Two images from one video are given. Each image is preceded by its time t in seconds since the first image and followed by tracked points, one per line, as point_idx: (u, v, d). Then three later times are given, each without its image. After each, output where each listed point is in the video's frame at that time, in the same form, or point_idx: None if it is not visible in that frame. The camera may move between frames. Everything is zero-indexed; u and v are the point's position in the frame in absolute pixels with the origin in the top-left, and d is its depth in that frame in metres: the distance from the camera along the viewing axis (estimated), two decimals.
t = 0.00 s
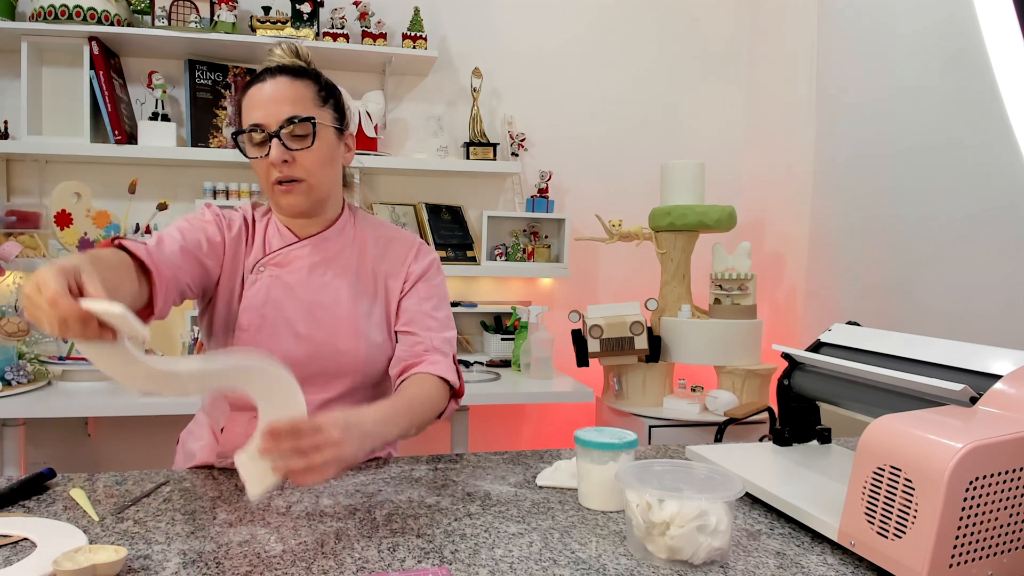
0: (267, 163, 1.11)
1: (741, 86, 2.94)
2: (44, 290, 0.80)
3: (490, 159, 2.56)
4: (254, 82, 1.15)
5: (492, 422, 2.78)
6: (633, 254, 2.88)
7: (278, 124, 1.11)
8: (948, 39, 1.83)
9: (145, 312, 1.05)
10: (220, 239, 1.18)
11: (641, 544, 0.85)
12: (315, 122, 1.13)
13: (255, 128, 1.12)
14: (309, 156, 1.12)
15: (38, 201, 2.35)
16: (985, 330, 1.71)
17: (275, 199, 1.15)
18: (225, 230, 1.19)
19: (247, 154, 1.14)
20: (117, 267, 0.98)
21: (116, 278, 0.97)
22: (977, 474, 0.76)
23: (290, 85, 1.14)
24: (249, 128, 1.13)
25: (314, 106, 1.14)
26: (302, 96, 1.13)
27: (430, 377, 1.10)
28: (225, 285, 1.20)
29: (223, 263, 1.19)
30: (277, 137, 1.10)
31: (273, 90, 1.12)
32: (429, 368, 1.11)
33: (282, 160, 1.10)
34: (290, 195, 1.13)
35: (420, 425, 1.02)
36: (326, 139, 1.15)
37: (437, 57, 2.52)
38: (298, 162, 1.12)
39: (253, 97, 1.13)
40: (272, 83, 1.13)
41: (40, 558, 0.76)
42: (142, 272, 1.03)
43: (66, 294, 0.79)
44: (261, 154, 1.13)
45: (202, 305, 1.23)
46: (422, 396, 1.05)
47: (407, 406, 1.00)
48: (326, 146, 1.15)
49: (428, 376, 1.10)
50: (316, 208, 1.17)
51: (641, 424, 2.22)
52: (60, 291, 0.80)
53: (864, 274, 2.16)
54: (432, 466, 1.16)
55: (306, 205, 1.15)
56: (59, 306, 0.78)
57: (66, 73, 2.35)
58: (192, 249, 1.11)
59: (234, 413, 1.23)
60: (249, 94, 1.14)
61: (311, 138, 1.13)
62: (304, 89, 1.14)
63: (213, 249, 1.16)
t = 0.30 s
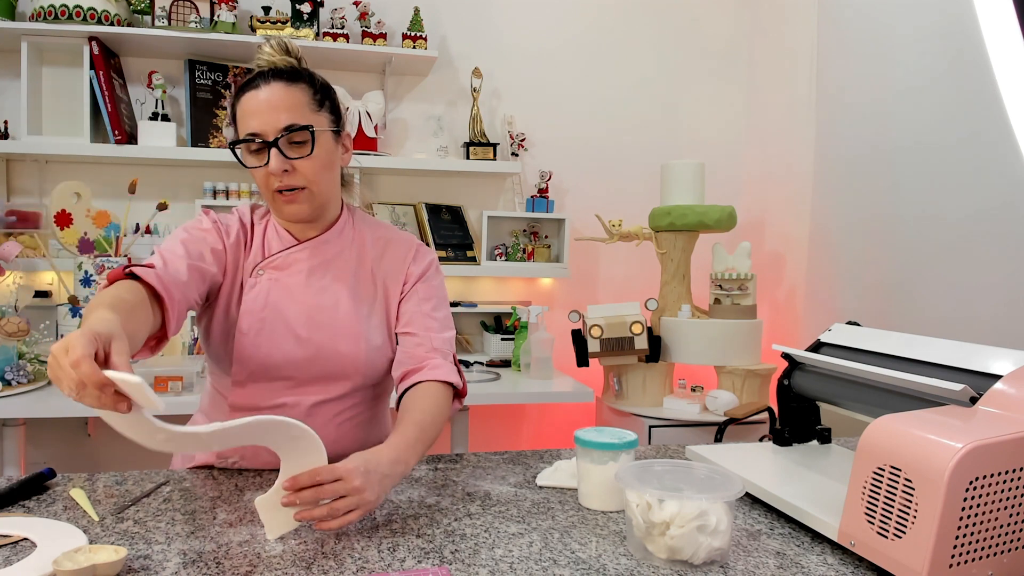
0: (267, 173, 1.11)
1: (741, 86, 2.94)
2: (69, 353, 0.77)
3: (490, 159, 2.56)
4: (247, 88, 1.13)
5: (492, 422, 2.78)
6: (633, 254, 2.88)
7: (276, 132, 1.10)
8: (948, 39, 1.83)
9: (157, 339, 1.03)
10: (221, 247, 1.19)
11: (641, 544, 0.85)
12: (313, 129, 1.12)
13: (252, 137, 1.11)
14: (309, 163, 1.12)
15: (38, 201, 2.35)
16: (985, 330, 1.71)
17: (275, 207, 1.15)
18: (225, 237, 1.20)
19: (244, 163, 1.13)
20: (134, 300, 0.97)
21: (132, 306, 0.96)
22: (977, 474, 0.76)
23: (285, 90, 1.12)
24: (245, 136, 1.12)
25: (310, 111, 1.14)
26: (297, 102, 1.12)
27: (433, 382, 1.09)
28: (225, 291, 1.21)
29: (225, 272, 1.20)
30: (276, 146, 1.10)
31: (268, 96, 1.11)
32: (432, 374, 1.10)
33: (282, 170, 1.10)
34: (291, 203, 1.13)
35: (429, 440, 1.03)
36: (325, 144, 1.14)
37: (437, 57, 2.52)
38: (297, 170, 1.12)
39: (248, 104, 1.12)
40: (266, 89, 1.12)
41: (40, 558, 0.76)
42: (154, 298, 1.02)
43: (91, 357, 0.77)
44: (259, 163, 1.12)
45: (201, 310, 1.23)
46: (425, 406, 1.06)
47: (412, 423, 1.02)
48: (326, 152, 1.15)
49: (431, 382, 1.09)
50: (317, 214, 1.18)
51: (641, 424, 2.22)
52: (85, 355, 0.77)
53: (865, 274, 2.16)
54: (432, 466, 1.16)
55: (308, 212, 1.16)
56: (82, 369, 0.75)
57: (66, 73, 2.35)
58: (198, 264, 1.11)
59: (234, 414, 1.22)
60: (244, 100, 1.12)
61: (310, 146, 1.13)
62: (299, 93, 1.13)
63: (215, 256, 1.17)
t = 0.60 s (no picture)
0: (265, 172, 1.11)
1: (741, 86, 2.94)
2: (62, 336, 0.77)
3: (490, 159, 2.56)
4: (245, 88, 1.14)
5: (492, 422, 2.78)
6: (633, 254, 2.88)
7: (274, 132, 1.10)
8: (949, 39, 1.83)
9: (153, 338, 1.04)
10: (219, 247, 1.19)
11: (641, 544, 0.85)
12: (311, 128, 1.12)
13: (250, 137, 1.10)
14: (307, 162, 1.12)
15: (38, 201, 2.35)
16: (985, 330, 1.71)
17: (274, 206, 1.15)
18: (222, 237, 1.20)
19: (242, 162, 1.13)
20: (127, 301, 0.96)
21: (128, 306, 0.96)
22: (977, 474, 0.76)
23: (282, 90, 1.13)
24: (243, 136, 1.11)
25: (307, 110, 1.14)
26: (295, 101, 1.13)
27: (429, 377, 1.09)
28: (223, 291, 1.21)
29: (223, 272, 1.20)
30: (274, 145, 1.10)
31: (265, 96, 1.11)
32: (429, 369, 1.09)
33: (281, 169, 1.10)
34: (290, 202, 1.13)
35: (424, 437, 1.03)
36: (323, 142, 1.15)
37: (437, 57, 2.52)
38: (296, 168, 1.12)
39: (245, 104, 1.12)
40: (264, 89, 1.12)
41: (40, 558, 0.76)
42: (151, 299, 1.02)
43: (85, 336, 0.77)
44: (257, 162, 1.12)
45: (199, 311, 1.23)
46: (422, 402, 1.06)
47: (408, 417, 1.02)
48: (324, 150, 1.15)
49: (428, 377, 1.09)
50: (316, 213, 1.18)
51: (641, 424, 2.22)
52: (78, 335, 0.77)
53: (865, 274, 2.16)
54: (432, 466, 1.16)
55: (307, 210, 1.16)
56: (75, 346, 0.75)
57: (66, 73, 2.35)
58: (195, 263, 1.11)
59: (234, 414, 1.22)
60: (242, 100, 1.12)
61: (308, 145, 1.13)
62: (297, 93, 1.14)
63: (213, 257, 1.17)
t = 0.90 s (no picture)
0: (261, 168, 1.10)
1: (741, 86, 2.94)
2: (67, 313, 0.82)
3: (490, 159, 2.56)
4: (242, 86, 1.14)
5: (492, 422, 2.78)
6: (633, 254, 2.88)
7: (270, 128, 1.10)
8: (948, 39, 1.83)
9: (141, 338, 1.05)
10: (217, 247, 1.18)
11: (641, 544, 0.85)
12: (306, 124, 1.12)
13: (246, 133, 1.11)
14: (302, 157, 1.12)
15: (38, 201, 2.35)
16: (985, 330, 1.71)
17: (271, 203, 1.15)
18: (220, 237, 1.20)
19: (239, 160, 1.13)
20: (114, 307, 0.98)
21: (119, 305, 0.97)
22: (977, 474, 0.76)
23: (278, 88, 1.13)
24: (239, 133, 1.12)
25: (303, 108, 1.14)
26: (291, 99, 1.13)
27: (433, 384, 1.11)
28: (220, 290, 1.21)
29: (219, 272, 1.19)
30: (269, 141, 1.10)
31: (262, 94, 1.12)
32: (432, 375, 1.12)
33: (276, 164, 1.10)
34: (286, 198, 1.13)
35: (420, 438, 1.05)
36: (318, 139, 1.14)
37: (437, 57, 2.51)
38: (291, 164, 1.11)
39: (242, 102, 1.12)
40: (260, 87, 1.12)
41: (40, 558, 0.76)
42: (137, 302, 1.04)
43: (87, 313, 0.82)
44: (253, 158, 1.12)
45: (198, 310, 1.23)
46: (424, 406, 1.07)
47: (411, 420, 1.04)
48: (319, 146, 1.14)
49: (432, 384, 1.11)
50: (313, 210, 1.17)
51: (641, 424, 2.22)
52: (80, 311, 0.82)
53: (865, 274, 2.16)
54: (432, 466, 1.16)
55: (303, 207, 1.15)
56: (80, 324, 0.81)
57: (66, 73, 2.35)
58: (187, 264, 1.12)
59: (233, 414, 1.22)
60: (239, 99, 1.13)
61: (304, 141, 1.12)
62: (293, 91, 1.14)
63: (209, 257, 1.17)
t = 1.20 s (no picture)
0: (260, 166, 1.11)
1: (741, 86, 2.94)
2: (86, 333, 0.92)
3: (490, 159, 2.56)
4: (244, 86, 1.15)
5: (492, 422, 2.78)
6: (633, 254, 2.88)
7: (269, 126, 1.11)
8: (948, 39, 1.83)
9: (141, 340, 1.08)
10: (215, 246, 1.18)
11: (641, 544, 0.85)
12: (305, 122, 1.12)
13: (246, 131, 1.11)
14: (301, 155, 1.12)
15: (38, 201, 2.35)
16: (985, 329, 1.71)
17: (271, 202, 1.15)
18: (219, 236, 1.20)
19: (240, 158, 1.14)
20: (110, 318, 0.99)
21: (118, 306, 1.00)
22: (977, 475, 0.76)
23: (279, 87, 1.13)
24: (240, 131, 1.13)
25: (303, 107, 1.14)
26: (291, 98, 1.13)
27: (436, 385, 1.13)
28: (220, 290, 1.20)
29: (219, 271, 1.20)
30: (268, 139, 1.10)
31: (263, 93, 1.12)
32: (436, 375, 1.14)
33: (275, 162, 1.10)
34: (285, 196, 1.13)
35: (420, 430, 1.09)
36: (318, 139, 1.14)
37: (437, 57, 2.51)
38: (290, 162, 1.11)
39: (244, 102, 1.13)
40: (261, 86, 1.13)
41: (40, 558, 0.76)
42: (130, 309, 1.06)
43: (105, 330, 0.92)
44: (253, 156, 1.12)
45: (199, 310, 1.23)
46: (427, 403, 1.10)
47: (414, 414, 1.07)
48: (319, 145, 1.14)
49: (435, 384, 1.13)
50: (312, 209, 1.17)
51: (641, 424, 2.22)
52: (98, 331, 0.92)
53: (865, 274, 2.16)
54: (432, 466, 1.16)
55: (302, 206, 1.15)
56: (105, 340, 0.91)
57: (66, 73, 2.35)
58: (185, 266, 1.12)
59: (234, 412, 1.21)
60: (241, 99, 1.14)
61: (303, 139, 1.12)
62: (293, 90, 1.14)
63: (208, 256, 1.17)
